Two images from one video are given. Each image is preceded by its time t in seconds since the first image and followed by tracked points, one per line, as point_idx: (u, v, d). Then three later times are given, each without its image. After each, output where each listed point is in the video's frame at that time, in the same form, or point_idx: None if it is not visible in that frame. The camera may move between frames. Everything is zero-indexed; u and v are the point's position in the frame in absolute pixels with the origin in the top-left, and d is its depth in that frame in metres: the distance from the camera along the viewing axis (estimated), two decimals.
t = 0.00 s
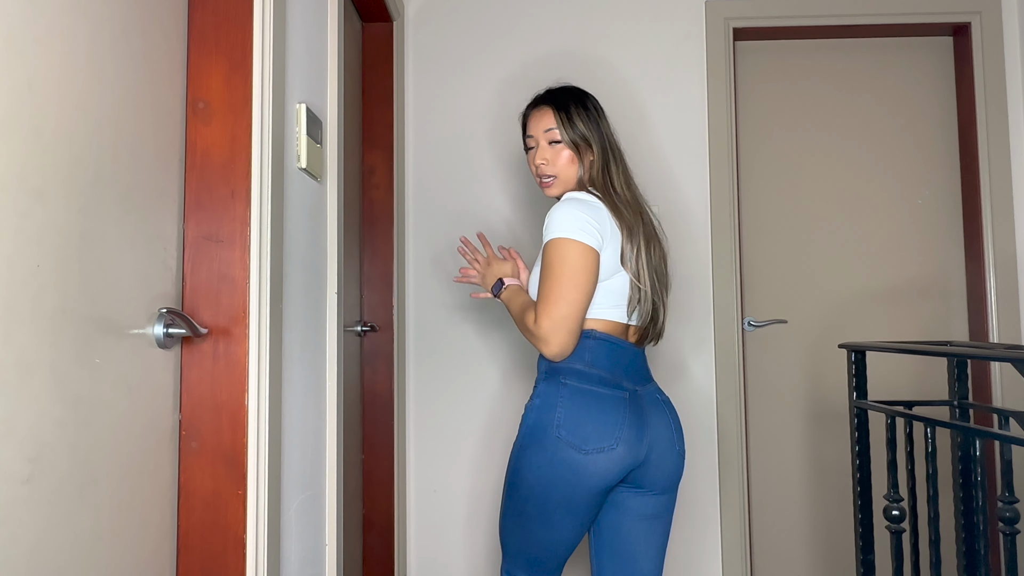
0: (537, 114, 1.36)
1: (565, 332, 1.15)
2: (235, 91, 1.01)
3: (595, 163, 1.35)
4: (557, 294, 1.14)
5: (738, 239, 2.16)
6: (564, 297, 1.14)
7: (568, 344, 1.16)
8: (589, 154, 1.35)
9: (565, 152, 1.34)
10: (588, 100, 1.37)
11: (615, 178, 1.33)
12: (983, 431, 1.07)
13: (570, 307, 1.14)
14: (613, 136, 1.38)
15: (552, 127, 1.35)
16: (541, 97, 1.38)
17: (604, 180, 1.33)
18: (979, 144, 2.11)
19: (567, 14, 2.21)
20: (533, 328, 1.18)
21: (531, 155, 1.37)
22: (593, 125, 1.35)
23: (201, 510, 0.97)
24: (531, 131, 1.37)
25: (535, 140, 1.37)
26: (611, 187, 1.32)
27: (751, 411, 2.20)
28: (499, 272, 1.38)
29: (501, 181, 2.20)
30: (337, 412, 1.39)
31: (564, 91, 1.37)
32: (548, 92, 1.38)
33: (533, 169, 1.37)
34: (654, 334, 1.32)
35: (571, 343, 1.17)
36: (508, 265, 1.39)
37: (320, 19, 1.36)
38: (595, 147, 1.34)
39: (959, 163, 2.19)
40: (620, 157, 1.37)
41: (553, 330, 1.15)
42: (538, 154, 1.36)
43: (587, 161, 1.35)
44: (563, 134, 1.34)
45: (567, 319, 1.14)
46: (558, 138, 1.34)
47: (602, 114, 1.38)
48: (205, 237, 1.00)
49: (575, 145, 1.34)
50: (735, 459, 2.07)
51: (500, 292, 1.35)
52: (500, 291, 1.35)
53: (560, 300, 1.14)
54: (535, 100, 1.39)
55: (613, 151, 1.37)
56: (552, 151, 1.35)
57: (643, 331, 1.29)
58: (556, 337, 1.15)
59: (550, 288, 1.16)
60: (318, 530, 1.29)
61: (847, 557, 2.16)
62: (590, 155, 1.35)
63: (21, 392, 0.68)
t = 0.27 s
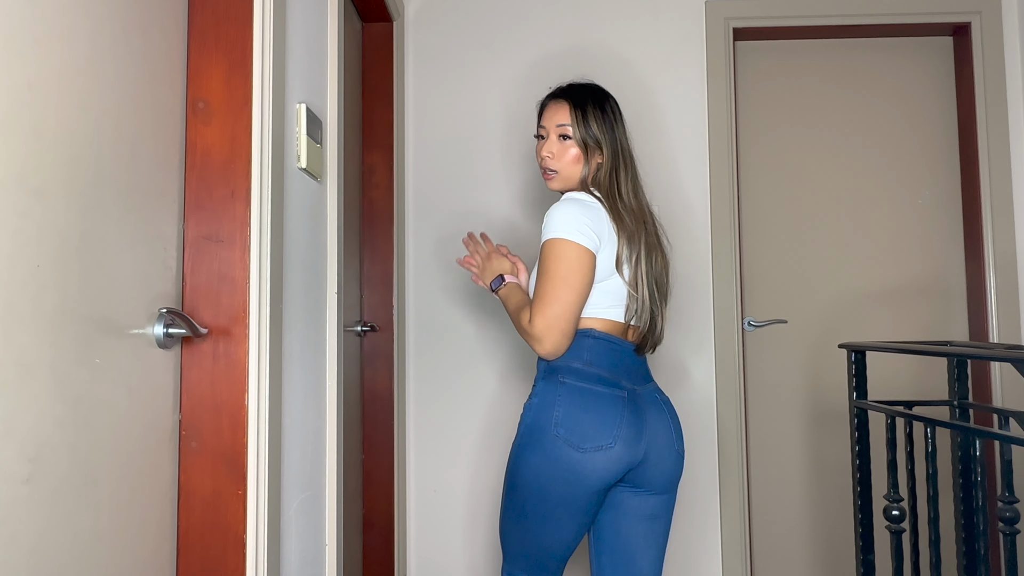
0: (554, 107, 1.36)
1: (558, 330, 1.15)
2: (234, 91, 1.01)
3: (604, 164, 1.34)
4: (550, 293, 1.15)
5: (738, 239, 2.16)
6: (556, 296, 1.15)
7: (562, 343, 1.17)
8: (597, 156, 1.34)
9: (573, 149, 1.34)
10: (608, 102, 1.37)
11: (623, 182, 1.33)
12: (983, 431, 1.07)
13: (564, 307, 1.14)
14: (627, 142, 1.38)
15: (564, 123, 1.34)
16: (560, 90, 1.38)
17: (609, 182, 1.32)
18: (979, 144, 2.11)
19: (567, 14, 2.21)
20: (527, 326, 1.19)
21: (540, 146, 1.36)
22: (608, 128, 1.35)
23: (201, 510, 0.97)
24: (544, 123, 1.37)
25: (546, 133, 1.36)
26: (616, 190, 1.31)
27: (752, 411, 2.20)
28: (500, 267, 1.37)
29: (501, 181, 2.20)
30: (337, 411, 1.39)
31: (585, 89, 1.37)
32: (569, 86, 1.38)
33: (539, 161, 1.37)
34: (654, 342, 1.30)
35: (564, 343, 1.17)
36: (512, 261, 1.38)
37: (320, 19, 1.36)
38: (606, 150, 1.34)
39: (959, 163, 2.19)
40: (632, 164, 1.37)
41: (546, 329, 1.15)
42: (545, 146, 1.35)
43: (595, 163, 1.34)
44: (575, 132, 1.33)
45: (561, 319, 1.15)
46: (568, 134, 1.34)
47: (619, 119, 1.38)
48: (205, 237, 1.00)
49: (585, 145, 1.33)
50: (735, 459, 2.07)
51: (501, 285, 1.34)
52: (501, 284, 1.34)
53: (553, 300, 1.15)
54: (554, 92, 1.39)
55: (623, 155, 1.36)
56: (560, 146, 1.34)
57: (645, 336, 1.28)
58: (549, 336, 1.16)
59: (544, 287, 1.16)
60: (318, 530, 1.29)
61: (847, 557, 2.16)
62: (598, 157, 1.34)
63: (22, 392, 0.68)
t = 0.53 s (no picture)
0: (591, 97, 1.35)
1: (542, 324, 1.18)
2: (235, 91, 1.01)
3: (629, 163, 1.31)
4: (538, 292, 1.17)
5: (738, 239, 2.16)
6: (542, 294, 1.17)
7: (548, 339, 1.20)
8: (619, 157, 1.33)
9: (594, 144, 1.33)
10: (645, 110, 1.37)
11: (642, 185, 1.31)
12: (983, 431, 1.07)
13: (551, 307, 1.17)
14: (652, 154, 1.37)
15: (595, 115, 1.33)
16: (603, 82, 1.36)
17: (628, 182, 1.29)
18: (979, 144, 2.11)
19: (567, 14, 2.22)
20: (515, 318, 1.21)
21: (563, 129, 1.36)
22: (638, 134, 1.34)
23: (201, 510, 0.97)
24: (576, 109, 1.37)
25: (574, 119, 1.36)
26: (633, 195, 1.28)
27: (752, 411, 2.20)
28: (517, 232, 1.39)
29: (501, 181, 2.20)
30: (337, 411, 1.39)
31: (625, 90, 1.36)
32: (612, 82, 1.36)
33: (558, 143, 1.36)
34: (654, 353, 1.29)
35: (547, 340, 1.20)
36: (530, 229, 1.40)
37: (320, 19, 1.36)
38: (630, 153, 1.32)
39: (959, 163, 2.19)
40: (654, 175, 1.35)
41: (533, 323, 1.18)
42: (569, 131, 1.34)
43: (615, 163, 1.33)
44: (604, 128, 1.33)
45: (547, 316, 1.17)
46: (595, 127, 1.33)
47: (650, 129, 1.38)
48: (205, 237, 1.00)
49: (611, 144, 1.33)
50: (735, 459, 2.07)
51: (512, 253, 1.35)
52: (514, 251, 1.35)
53: (541, 299, 1.17)
54: (597, 82, 1.37)
55: (647, 163, 1.33)
56: (582, 136, 1.33)
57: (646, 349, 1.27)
58: (534, 331, 1.18)
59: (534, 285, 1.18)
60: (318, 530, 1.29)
61: (847, 558, 2.16)
62: (620, 159, 1.33)
63: (22, 392, 0.68)
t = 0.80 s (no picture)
0: (609, 94, 1.33)
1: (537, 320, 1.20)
2: (234, 91, 1.01)
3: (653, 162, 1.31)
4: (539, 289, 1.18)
5: (739, 239, 2.16)
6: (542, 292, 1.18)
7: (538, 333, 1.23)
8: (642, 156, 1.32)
9: (614, 142, 1.31)
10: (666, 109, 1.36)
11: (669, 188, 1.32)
12: (983, 431, 1.07)
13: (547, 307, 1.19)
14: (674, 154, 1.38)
15: (614, 112, 1.32)
16: (620, 80, 1.35)
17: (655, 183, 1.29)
18: (979, 144, 2.11)
19: (567, 14, 2.21)
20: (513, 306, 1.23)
21: (581, 128, 1.34)
22: (660, 133, 1.33)
23: (201, 510, 0.97)
24: (593, 107, 1.35)
25: (592, 117, 1.34)
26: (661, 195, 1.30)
27: (752, 411, 2.20)
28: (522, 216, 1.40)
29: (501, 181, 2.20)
30: (337, 412, 1.39)
31: (644, 88, 1.35)
32: (629, 79, 1.35)
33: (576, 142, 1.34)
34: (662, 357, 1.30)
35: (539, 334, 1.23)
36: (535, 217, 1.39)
37: (320, 19, 1.36)
38: (653, 152, 1.31)
39: (959, 163, 2.19)
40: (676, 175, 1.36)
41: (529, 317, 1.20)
42: (587, 130, 1.32)
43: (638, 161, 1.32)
44: (624, 125, 1.31)
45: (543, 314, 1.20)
46: (614, 124, 1.31)
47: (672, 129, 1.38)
48: (205, 237, 1.00)
49: (633, 142, 1.31)
50: (735, 459, 2.07)
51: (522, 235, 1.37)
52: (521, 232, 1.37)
53: (540, 300, 1.18)
54: (614, 79, 1.36)
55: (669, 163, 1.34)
56: (601, 134, 1.31)
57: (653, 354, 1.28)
58: (526, 324, 1.22)
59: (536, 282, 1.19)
60: (318, 530, 1.29)
61: (847, 558, 2.16)
62: (643, 157, 1.31)
63: (22, 392, 0.68)
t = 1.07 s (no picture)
0: (602, 95, 1.33)
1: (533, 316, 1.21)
2: (234, 91, 1.01)
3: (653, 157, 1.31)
4: (539, 286, 1.19)
5: (738, 239, 2.16)
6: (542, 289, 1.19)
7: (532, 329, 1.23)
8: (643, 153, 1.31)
9: (611, 141, 1.30)
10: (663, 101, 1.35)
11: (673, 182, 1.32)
12: (983, 431, 1.07)
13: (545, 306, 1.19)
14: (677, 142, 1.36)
15: (608, 112, 1.31)
16: (613, 78, 1.35)
17: (657, 179, 1.29)
18: (979, 144, 2.11)
19: (567, 14, 2.21)
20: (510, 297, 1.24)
21: (579, 132, 1.34)
22: (658, 126, 1.32)
23: (201, 510, 0.97)
24: (588, 110, 1.35)
25: (588, 119, 1.34)
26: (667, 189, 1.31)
27: (752, 411, 2.20)
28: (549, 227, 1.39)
29: (501, 181, 2.20)
30: (337, 412, 1.39)
31: (639, 82, 1.33)
32: (621, 76, 1.34)
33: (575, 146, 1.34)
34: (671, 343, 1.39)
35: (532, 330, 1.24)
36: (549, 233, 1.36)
37: (320, 19, 1.36)
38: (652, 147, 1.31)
39: (959, 163, 2.19)
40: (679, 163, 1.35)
41: (525, 312, 1.21)
42: (584, 133, 1.33)
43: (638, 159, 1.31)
44: (619, 124, 1.30)
45: (540, 312, 1.20)
46: (610, 125, 1.31)
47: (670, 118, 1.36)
48: (205, 237, 1.00)
49: (630, 138, 1.30)
50: (735, 459, 2.07)
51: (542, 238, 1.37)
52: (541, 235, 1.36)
53: (539, 293, 1.19)
54: (606, 78, 1.36)
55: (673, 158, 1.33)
56: (598, 135, 1.31)
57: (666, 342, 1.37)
58: (522, 318, 1.22)
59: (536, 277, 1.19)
60: (318, 530, 1.29)
61: (847, 558, 2.16)
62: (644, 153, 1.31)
63: (22, 392, 0.68)
